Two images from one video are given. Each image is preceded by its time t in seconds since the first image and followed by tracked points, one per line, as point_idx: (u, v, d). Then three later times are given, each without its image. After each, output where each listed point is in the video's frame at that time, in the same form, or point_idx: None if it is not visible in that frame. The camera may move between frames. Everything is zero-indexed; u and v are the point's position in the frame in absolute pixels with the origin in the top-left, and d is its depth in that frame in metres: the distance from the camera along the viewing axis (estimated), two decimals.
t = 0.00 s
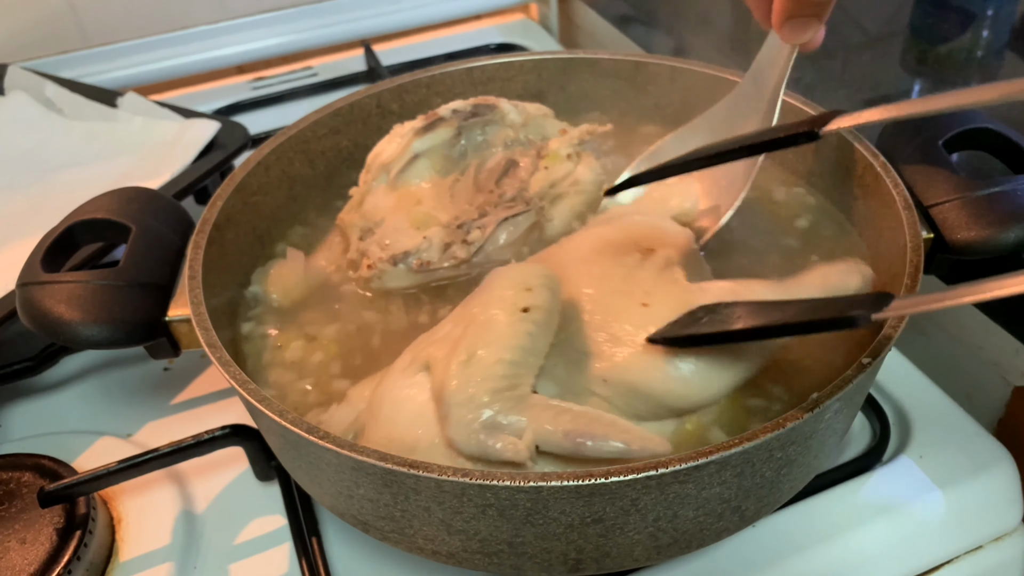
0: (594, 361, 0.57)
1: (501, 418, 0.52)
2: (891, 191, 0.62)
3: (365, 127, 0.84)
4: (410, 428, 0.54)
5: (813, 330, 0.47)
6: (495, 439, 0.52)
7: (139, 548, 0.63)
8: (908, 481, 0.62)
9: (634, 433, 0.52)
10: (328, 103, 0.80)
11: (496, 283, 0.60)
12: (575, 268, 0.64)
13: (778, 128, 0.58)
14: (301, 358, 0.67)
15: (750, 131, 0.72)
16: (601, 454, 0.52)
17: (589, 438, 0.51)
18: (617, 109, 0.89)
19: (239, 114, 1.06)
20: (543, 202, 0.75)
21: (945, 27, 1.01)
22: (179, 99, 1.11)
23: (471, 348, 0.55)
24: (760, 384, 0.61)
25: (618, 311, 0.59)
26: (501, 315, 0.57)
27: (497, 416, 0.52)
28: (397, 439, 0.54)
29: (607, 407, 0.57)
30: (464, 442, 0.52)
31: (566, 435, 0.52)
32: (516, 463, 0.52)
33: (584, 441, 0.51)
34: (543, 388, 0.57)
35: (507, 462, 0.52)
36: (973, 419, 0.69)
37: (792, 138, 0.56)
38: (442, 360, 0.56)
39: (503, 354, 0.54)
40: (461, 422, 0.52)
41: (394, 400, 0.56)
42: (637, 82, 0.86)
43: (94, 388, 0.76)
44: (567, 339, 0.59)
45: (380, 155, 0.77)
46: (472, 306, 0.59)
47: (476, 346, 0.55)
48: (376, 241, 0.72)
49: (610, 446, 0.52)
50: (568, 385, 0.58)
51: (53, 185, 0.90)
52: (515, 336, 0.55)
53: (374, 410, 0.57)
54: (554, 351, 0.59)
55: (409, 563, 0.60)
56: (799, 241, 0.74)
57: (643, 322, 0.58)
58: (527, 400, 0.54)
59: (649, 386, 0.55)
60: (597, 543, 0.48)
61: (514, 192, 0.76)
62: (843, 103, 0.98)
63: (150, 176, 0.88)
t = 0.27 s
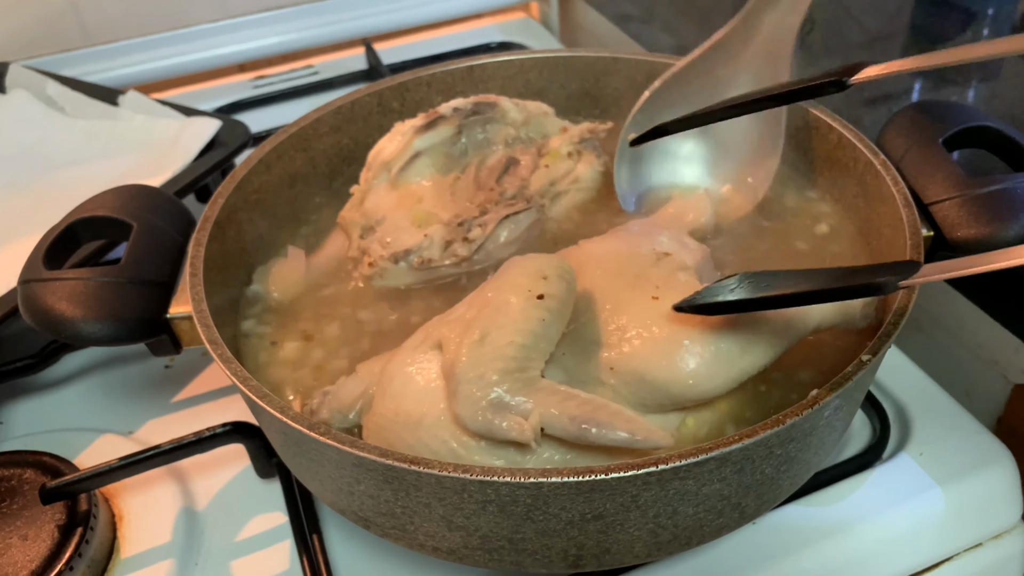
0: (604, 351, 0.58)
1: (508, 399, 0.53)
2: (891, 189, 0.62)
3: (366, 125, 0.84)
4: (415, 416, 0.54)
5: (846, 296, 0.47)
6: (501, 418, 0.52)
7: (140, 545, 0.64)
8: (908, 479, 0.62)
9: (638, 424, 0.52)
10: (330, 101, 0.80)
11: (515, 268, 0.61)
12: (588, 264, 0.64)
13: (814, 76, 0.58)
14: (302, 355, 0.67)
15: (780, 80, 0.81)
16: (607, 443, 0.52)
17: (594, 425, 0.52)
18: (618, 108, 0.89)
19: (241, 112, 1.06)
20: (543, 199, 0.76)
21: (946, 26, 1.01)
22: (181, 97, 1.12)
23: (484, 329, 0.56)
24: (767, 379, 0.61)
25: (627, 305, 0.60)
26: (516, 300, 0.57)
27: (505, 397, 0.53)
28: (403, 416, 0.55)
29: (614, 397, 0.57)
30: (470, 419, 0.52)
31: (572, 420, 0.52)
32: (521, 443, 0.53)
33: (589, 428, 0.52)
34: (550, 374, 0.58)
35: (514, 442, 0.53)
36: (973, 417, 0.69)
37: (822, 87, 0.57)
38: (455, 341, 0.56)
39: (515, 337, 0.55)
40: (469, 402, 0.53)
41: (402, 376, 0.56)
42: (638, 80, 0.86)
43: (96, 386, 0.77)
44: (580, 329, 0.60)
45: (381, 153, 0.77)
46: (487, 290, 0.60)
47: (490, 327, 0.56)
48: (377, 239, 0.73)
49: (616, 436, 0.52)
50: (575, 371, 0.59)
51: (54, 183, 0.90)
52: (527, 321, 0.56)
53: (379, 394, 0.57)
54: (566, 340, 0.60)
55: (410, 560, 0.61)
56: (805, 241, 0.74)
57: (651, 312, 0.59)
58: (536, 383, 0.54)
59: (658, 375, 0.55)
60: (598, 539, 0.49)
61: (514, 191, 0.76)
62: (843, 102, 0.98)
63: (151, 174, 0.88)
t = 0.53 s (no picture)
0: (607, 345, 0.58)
1: (516, 394, 0.53)
2: (890, 189, 0.62)
3: (366, 124, 0.84)
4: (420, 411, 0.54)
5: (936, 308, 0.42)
6: (509, 413, 0.52)
7: (140, 543, 0.64)
8: (904, 478, 0.62)
9: (646, 421, 0.53)
10: (331, 100, 0.80)
11: (521, 264, 0.60)
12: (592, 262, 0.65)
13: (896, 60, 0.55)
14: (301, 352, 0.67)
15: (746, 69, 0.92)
16: (615, 439, 0.52)
17: (601, 421, 0.52)
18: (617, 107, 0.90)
19: (241, 111, 1.06)
20: (542, 198, 0.77)
21: (944, 27, 1.01)
22: (181, 96, 1.12)
23: (491, 325, 0.56)
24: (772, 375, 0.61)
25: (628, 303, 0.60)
26: (522, 297, 0.57)
27: (512, 393, 0.53)
28: (408, 411, 0.55)
29: (619, 392, 0.57)
30: (477, 414, 0.52)
31: (579, 416, 0.52)
32: (529, 438, 0.53)
33: (596, 424, 0.52)
34: (556, 369, 0.58)
35: (522, 437, 0.53)
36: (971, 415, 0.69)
37: (905, 71, 0.54)
38: (461, 337, 0.57)
39: (522, 332, 0.55)
40: (478, 397, 0.53)
41: (406, 371, 0.57)
42: (637, 80, 0.86)
43: (96, 384, 0.77)
44: (584, 325, 0.60)
45: (380, 153, 0.76)
46: (494, 287, 0.59)
47: (497, 323, 0.56)
48: (377, 237, 0.73)
49: (624, 432, 0.52)
50: (580, 368, 0.58)
51: (55, 182, 0.90)
52: (534, 318, 0.56)
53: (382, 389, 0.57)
54: (571, 336, 0.60)
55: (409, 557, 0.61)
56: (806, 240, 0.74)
57: (654, 309, 0.59)
58: (543, 378, 0.55)
59: (663, 371, 0.56)
60: (596, 537, 0.49)
61: (513, 190, 0.76)
62: (842, 102, 0.99)
63: (151, 174, 0.88)
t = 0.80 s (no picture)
0: (613, 346, 0.58)
1: (519, 396, 0.53)
2: (893, 190, 0.62)
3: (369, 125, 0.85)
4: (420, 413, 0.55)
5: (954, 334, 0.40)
6: (512, 415, 0.52)
7: (142, 543, 0.64)
8: (907, 480, 0.62)
9: (648, 424, 0.52)
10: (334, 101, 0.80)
11: (522, 267, 0.61)
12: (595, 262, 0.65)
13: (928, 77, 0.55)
14: (304, 352, 0.67)
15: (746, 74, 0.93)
16: (617, 441, 0.52)
17: (604, 423, 0.52)
18: (620, 108, 0.90)
19: (243, 111, 1.06)
20: (545, 200, 0.77)
21: (945, 29, 1.02)
22: (183, 96, 1.12)
23: (493, 326, 0.56)
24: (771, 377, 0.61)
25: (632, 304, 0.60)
26: (525, 299, 0.58)
27: (515, 394, 0.53)
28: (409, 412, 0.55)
29: (623, 394, 0.56)
30: (481, 415, 0.52)
31: (582, 418, 0.52)
32: (532, 440, 0.52)
33: (599, 426, 0.52)
34: (559, 371, 0.57)
35: (524, 439, 0.52)
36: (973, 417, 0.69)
37: (936, 91, 0.54)
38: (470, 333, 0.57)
39: (526, 334, 0.56)
40: (481, 398, 0.53)
41: (407, 373, 0.57)
42: (640, 81, 0.86)
43: (98, 384, 0.77)
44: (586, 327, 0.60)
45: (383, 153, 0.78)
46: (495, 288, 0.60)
47: (498, 323, 0.56)
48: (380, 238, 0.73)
49: (627, 435, 0.52)
50: (583, 369, 0.57)
51: (57, 182, 0.90)
52: (536, 319, 0.57)
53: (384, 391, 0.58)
54: (572, 338, 0.59)
55: (412, 558, 0.61)
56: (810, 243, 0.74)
57: (658, 312, 0.59)
58: (547, 381, 0.54)
59: (665, 373, 0.55)
60: (600, 539, 0.49)
61: (516, 191, 0.77)
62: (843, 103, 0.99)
63: (153, 174, 0.88)
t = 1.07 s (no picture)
0: (613, 352, 0.59)
1: (522, 404, 0.55)
2: (895, 196, 0.62)
3: (371, 129, 0.85)
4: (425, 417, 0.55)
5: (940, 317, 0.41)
6: (515, 423, 0.54)
7: (145, 547, 0.64)
8: (909, 485, 0.62)
9: (652, 431, 0.53)
10: (337, 105, 0.81)
11: (528, 274, 0.62)
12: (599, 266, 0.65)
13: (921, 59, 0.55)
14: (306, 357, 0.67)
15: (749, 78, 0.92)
16: (621, 449, 0.53)
17: (608, 430, 0.53)
18: (622, 112, 0.90)
19: (245, 114, 1.06)
20: (547, 204, 0.77)
21: (946, 34, 1.02)
22: (184, 99, 1.12)
23: (498, 333, 0.59)
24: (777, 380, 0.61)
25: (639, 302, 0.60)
26: (530, 307, 0.60)
27: (518, 403, 0.55)
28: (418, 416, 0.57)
29: (624, 400, 0.59)
30: (485, 424, 0.55)
31: (586, 426, 0.53)
32: (534, 448, 0.54)
33: (603, 433, 0.53)
34: (563, 377, 0.60)
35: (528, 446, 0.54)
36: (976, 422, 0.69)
37: (928, 69, 0.53)
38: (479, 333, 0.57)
39: (528, 343, 0.58)
40: (486, 407, 0.55)
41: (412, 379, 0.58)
42: (641, 86, 0.86)
43: (100, 388, 0.77)
44: (589, 332, 0.61)
45: (386, 158, 0.77)
46: (499, 295, 0.61)
47: (503, 331, 0.59)
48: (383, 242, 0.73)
49: (631, 443, 0.53)
50: (586, 376, 0.60)
51: (59, 185, 0.90)
52: (539, 330, 0.59)
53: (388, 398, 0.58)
54: (577, 343, 0.61)
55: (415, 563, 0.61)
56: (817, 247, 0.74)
57: (661, 315, 0.59)
58: (549, 389, 0.56)
59: (669, 380, 0.56)
60: (603, 545, 0.49)
61: (519, 196, 0.77)
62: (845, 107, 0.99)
63: (155, 177, 0.88)
